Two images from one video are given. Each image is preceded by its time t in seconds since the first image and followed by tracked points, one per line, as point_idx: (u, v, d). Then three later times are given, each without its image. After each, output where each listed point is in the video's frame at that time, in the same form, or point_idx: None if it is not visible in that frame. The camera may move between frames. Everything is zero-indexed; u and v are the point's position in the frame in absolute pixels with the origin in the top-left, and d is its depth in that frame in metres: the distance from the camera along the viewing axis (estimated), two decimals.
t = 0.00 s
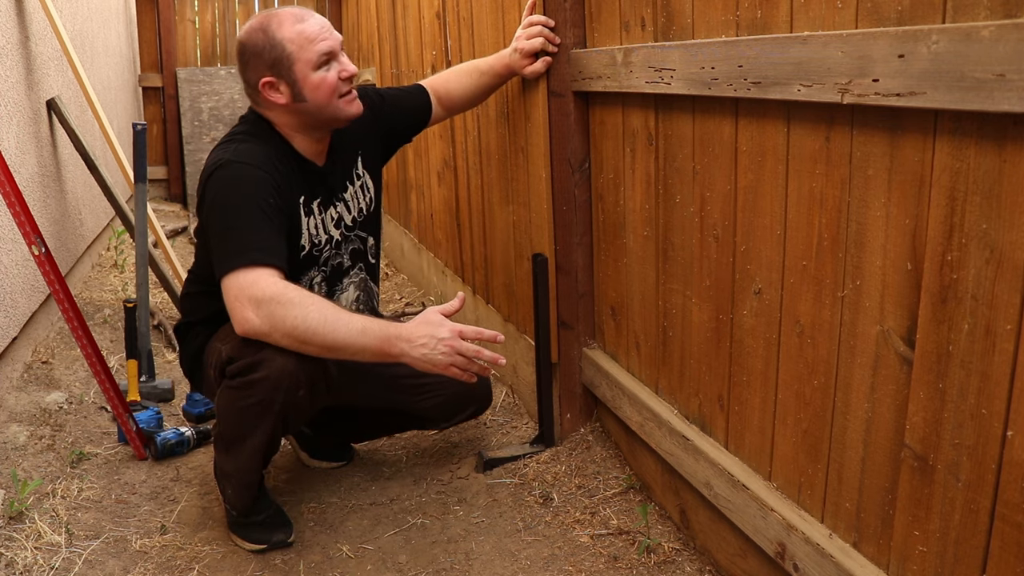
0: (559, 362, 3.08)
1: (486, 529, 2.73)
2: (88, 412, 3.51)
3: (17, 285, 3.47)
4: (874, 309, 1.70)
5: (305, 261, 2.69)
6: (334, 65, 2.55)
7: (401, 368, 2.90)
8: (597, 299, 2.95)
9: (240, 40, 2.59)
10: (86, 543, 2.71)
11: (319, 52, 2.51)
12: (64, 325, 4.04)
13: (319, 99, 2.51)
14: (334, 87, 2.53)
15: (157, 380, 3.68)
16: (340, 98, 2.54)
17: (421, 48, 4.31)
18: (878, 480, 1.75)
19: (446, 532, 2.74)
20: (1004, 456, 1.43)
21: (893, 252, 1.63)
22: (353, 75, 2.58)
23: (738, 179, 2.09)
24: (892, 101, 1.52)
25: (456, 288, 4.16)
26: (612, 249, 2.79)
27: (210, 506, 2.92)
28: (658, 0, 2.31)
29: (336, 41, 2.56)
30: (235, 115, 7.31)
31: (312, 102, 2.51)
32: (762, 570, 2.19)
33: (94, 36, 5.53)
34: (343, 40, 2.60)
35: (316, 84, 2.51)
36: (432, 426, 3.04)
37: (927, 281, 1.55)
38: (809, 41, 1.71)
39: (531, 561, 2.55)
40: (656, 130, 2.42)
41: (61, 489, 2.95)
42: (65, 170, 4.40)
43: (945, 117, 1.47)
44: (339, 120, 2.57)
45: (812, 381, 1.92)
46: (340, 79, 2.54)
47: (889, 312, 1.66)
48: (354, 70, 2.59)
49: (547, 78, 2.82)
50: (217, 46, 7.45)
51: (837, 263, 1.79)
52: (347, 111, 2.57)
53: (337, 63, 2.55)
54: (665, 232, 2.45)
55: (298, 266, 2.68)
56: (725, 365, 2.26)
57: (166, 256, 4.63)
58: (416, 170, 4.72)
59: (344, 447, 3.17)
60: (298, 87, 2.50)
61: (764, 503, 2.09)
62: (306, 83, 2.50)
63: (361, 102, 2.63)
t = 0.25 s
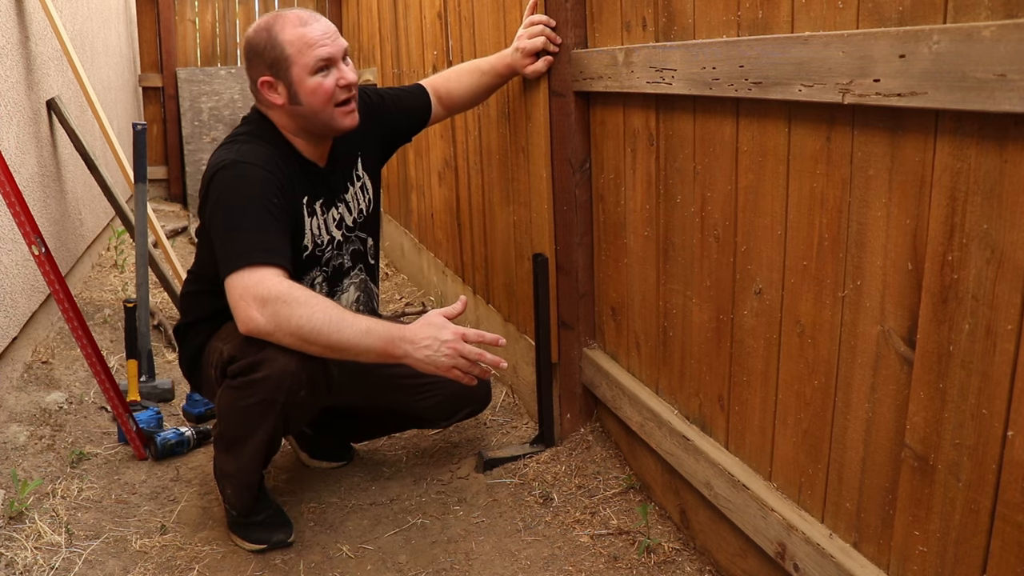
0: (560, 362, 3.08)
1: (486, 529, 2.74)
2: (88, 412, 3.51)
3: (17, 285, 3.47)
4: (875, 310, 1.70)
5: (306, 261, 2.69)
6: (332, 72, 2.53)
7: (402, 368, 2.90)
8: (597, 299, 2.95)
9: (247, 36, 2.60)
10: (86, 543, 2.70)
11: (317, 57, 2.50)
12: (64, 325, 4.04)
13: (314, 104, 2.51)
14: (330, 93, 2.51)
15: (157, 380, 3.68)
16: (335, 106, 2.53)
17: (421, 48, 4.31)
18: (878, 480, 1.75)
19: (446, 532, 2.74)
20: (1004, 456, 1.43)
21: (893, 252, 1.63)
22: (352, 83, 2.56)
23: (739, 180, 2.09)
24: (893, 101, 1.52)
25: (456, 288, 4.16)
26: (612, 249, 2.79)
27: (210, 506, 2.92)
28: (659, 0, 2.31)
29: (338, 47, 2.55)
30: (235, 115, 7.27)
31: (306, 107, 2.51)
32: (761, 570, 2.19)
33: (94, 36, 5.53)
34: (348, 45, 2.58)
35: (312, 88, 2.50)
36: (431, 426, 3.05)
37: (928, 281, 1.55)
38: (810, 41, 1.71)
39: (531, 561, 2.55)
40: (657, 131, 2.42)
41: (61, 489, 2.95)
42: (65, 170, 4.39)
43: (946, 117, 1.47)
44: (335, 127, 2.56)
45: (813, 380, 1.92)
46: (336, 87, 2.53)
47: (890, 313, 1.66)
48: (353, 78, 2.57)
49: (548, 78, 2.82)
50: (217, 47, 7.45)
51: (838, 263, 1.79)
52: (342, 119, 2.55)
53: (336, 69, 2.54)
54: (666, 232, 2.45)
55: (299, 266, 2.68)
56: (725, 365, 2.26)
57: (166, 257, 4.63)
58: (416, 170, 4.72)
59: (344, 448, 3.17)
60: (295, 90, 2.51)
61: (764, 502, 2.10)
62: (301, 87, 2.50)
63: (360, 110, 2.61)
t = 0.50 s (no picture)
0: (560, 362, 3.08)
1: (486, 529, 2.73)
2: (88, 412, 3.51)
3: (17, 286, 3.47)
4: (874, 309, 1.70)
5: (308, 260, 2.69)
6: (322, 70, 2.51)
7: (404, 369, 2.89)
8: (597, 299, 2.95)
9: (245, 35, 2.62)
10: (86, 543, 2.70)
11: (305, 55, 2.49)
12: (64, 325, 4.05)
13: (303, 102, 2.50)
14: (318, 91, 2.50)
15: (157, 380, 3.68)
16: (324, 105, 2.51)
17: (420, 48, 4.31)
18: (878, 480, 1.74)
19: (446, 532, 2.74)
20: (1004, 456, 1.43)
21: (892, 252, 1.63)
22: (342, 81, 2.53)
23: (737, 179, 2.09)
24: (891, 101, 1.52)
25: (456, 288, 4.16)
26: (612, 249, 2.79)
27: (210, 506, 2.92)
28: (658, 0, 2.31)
29: (328, 44, 2.53)
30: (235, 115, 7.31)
31: (295, 105, 2.50)
32: (761, 570, 2.19)
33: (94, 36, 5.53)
34: (340, 41, 2.56)
35: (301, 87, 2.50)
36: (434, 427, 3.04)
37: (927, 281, 1.55)
38: (808, 41, 1.71)
39: (531, 561, 2.55)
40: (655, 130, 2.42)
41: (61, 489, 2.95)
42: (65, 170, 4.40)
43: (944, 117, 1.47)
44: (326, 125, 2.54)
45: (812, 381, 1.92)
46: (325, 85, 2.51)
47: (889, 313, 1.66)
48: (344, 76, 2.55)
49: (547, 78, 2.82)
50: (217, 46, 7.45)
51: (837, 262, 1.79)
52: (333, 117, 2.53)
53: (326, 67, 2.52)
54: (665, 232, 2.44)
55: (302, 265, 2.68)
56: (725, 365, 2.26)
57: (166, 257, 4.63)
58: (416, 170, 4.72)
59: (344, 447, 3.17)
60: (284, 88, 2.51)
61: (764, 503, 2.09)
62: (290, 84, 2.50)
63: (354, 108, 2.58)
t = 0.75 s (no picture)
0: (560, 362, 3.08)
1: (486, 529, 2.74)
2: (88, 412, 3.51)
3: (17, 285, 3.47)
4: (876, 309, 1.70)
5: (316, 262, 2.69)
6: (340, 80, 2.51)
7: (409, 371, 2.89)
8: (598, 299, 2.95)
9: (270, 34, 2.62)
10: (86, 543, 2.70)
11: (324, 64, 2.49)
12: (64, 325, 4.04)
13: (317, 110, 2.50)
14: (333, 102, 2.50)
15: (157, 380, 3.68)
16: (338, 116, 2.50)
17: (422, 48, 4.31)
18: (878, 480, 1.75)
19: (446, 532, 2.74)
20: (1005, 456, 1.43)
21: (894, 252, 1.63)
22: (358, 95, 2.53)
23: (740, 180, 2.09)
24: (895, 101, 1.52)
25: (456, 288, 4.16)
26: (613, 249, 2.79)
27: (210, 506, 2.92)
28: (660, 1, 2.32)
29: (348, 56, 2.52)
30: (235, 116, 7.27)
31: (310, 112, 2.50)
32: (761, 570, 2.19)
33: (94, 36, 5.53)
34: (361, 53, 2.55)
35: (317, 95, 2.49)
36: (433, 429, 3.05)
37: (929, 281, 1.55)
38: (811, 42, 1.71)
39: (531, 561, 2.55)
40: (658, 131, 2.42)
41: (61, 489, 2.95)
42: (65, 170, 4.39)
43: (947, 117, 1.48)
44: (339, 135, 2.54)
45: (814, 380, 1.92)
46: (341, 96, 2.51)
47: (891, 313, 1.66)
48: (361, 88, 2.54)
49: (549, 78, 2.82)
50: (217, 47, 7.45)
51: (839, 263, 1.79)
52: (346, 128, 2.53)
53: (344, 79, 2.52)
54: (667, 232, 2.45)
55: (309, 267, 2.69)
56: (726, 365, 2.26)
57: (166, 257, 4.63)
58: (416, 170, 4.72)
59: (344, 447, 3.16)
60: (301, 93, 2.51)
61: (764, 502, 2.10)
62: (306, 91, 2.50)
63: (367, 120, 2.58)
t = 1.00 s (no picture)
0: (559, 362, 3.07)
1: (486, 529, 2.73)
2: (88, 412, 3.51)
3: (17, 286, 3.47)
4: (873, 309, 1.70)
5: (312, 261, 2.70)
6: (331, 77, 2.51)
7: (407, 368, 2.89)
8: (597, 299, 2.95)
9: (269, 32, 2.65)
10: (86, 543, 2.70)
11: (315, 60, 2.50)
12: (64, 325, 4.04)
13: (307, 107, 2.50)
14: (323, 98, 2.50)
15: (157, 380, 3.68)
16: (328, 112, 2.50)
17: (421, 48, 4.31)
18: (878, 480, 1.74)
19: (446, 531, 2.74)
20: (1004, 456, 1.43)
21: (892, 252, 1.63)
22: (349, 92, 2.52)
23: (737, 179, 2.09)
24: (891, 101, 1.52)
25: (456, 288, 4.16)
26: (612, 249, 2.79)
27: (210, 506, 2.92)
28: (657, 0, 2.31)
29: (340, 53, 2.52)
30: (235, 116, 7.31)
31: (300, 108, 2.51)
32: (761, 570, 2.19)
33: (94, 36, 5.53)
34: (353, 50, 2.55)
35: (307, 91, 2.50)
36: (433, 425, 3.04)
37: (927, 281, 1.55)
38: (808, 41, 1.71)
39: (531, 562, 2.55)
40: (655, 130, 2.42)
41: (61, 489, 2.95)
42: (65, 170, 4.40)
43: (943, 117, 1.47)
44: (329, 132, 2.53)
45: (812, 381, 1.92)
46: (331, 93, 2.50)
47: (889, 313, 1.66)
48: (352, 86, 2.54)
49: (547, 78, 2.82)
50: (217, 47, 7.45)
51: (836, 263, 1.79)
52: (336, 125, 2.52)
53: (335, 75, 2.52)
54: (665, 231, 2.44)
55: (305, 266, 2.69)
56: (724, 365, 2.26)
57: (166, 257, 4.63)
58: (416, 170, 4.72)
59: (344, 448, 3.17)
60: (292, 89, 2.51)
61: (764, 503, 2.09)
62: (297, 87, 2.51)
63: (359, 119, 2.57)
